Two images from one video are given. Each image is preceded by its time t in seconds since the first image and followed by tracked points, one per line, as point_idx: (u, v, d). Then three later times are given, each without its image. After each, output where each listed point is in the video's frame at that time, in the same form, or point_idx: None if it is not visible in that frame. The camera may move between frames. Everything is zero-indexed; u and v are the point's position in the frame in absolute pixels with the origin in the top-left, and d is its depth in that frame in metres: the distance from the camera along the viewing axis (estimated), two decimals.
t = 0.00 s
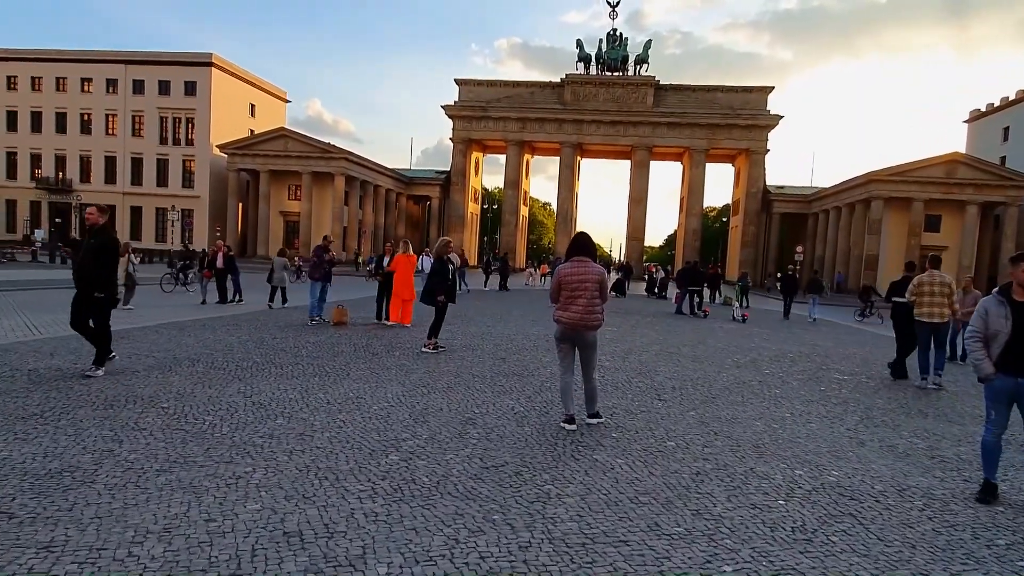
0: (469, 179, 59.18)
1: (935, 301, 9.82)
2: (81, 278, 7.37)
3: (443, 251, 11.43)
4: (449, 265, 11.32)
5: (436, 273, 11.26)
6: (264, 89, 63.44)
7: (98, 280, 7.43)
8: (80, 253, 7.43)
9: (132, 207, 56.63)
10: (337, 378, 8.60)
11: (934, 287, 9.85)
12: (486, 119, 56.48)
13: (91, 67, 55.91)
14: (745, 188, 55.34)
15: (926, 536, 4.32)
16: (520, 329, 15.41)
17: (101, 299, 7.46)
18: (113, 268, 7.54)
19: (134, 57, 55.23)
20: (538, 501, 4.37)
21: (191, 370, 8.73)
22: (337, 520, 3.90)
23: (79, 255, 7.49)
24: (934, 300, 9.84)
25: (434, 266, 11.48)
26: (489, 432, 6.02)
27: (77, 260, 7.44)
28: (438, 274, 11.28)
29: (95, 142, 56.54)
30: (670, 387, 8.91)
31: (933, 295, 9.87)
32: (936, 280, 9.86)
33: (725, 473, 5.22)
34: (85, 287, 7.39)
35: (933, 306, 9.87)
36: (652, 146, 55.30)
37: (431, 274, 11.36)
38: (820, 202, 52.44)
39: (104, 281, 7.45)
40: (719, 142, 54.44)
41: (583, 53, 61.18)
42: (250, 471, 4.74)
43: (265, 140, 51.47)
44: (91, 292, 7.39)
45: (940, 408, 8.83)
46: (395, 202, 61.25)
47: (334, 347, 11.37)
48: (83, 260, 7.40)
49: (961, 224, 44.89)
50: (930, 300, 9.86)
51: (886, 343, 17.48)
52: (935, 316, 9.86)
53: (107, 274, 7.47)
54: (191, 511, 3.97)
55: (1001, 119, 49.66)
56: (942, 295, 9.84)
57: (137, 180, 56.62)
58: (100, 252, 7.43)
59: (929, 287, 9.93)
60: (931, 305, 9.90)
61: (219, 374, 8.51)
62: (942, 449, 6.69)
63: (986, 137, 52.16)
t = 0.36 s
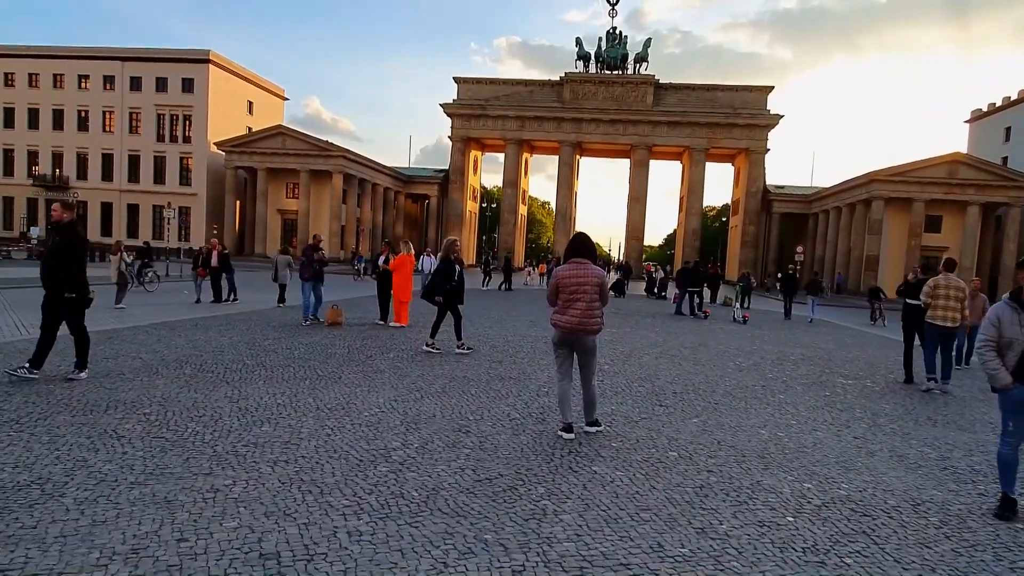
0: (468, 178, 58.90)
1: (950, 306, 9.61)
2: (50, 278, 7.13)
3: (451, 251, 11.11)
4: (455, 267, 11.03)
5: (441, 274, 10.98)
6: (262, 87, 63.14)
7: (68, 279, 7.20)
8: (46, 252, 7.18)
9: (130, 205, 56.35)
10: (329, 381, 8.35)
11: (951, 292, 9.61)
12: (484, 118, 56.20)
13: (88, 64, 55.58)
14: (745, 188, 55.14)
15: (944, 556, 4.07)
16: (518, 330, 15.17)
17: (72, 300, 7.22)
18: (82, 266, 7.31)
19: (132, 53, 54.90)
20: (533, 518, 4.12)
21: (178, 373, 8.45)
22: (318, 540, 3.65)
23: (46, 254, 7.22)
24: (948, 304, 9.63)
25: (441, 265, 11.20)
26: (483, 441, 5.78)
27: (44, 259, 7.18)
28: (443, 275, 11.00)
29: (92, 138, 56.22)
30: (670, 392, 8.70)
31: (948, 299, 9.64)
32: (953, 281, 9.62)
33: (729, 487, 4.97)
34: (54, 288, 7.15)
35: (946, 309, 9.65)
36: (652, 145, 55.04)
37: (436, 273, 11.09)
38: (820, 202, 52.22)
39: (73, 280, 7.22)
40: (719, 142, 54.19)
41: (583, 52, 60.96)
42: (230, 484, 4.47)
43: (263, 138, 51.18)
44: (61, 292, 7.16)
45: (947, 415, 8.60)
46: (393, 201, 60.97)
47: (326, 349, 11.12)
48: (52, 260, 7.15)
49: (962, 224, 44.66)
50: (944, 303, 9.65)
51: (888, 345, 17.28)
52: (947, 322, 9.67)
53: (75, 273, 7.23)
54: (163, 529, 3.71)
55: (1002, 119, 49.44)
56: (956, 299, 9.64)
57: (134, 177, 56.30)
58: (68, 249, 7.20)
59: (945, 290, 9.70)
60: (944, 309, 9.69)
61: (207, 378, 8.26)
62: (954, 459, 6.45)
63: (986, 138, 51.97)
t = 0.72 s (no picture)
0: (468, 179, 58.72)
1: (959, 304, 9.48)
2: (12, 278, 6.94)
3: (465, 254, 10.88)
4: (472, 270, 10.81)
5: (459, 277, 10.74)
6: (262, 89, 63.02)
7: (32, 279, 7.01)
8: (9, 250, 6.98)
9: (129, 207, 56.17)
10: (322, 385, 8.13)
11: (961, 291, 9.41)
12: (485, 119, 56.05)
13: (88, 66, 55.48)
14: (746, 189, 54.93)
15: (965, 572, 3.83)
16: (517, 331, 14.95)
17: (35, 299, 7.05)
18: (48, 266, 7.14)
19: (132, 55, 54.79)
20: (528, 532, 3.89)
21: (167, 377, 8.22)
22: (296, 559, 3.41)
23: (8, 253, 7.02)
24: (957, 304, 9.55)
25: (455, 268, 11.00)
26: (478, 448, 5.55)
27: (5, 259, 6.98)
28: (460, 278, 10.77)
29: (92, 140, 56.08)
30: (672, 395, 8.47)
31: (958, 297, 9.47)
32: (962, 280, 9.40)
33: (735, 496, 4.75)
34: (16, 288, 6.96)
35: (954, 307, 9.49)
36: (653, 146, 54.84)
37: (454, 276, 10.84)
38: (821, 202, 52.00)
39: (38, 280, 7.05)
40: (720, 142, 53.97)
41: (583, 53, 60.80)
42: (209, 496, 4.24)
43: (263, 140, 51.01)
44: (23, 292, 6.97)
45: (956, 418, 8.38)
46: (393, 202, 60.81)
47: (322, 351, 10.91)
48: (14, 259, 6.96)
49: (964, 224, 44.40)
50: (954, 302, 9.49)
51: (892, 347, 17.06)
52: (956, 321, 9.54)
53: (39, 273, 7.05)
54: (133, 546, 3.49)
55: (1003, 119, 49.22)
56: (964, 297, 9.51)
57: (134, 179, 56.13)
58: (30, 248, 7.00)
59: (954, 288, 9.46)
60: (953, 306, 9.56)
61: (196, 381, 8.03)
62: (968, 465, 6.23)
63: (988, 138, 51.76)
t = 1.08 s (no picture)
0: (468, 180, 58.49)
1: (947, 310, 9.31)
2: None
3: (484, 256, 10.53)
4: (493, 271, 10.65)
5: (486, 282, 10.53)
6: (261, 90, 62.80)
7: None
8: None
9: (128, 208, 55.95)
10: (311, 393, 7.87)
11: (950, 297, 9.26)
12: (485, 120, 55.80)
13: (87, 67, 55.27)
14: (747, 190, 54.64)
15: None
16: (516, 335, 14.69)
17: None
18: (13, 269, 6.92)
19: (131, 56, 54.58)
20: (518, 559, 3.63)
21: (151, 385, 7.94)
22: None
23: None
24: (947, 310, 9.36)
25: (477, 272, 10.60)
26: (469, 463, 5.29)
27: None
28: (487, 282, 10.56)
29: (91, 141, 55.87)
30: (674, 402, 8.20)
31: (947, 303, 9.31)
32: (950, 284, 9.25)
33: (740, 516, 4.48)
34: None
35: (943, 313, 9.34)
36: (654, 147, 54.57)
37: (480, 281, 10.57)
38: (823, 203, 51.70)
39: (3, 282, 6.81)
40: (722, 143, 53.68)
41: (584, 53, 60.52)
42: (180, 518, 3.98)
43: (262, 141, 50.77)
44: None
45: (968, 426, 8.10)
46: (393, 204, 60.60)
47: (315, 357, 10.64)
48: None
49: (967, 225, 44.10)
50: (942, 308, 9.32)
51: (896, 350, 16.77)
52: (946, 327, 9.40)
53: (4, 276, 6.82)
54: None
55: (1006, 119, 48.92)
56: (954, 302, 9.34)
57: (133, 180, 55.91)
58: None
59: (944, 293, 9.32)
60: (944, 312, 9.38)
61: (180, 390, 7.74)
62: (982, 478, 5.95)
63: (991, 139, 51.49)
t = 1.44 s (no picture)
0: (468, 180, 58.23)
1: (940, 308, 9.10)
2: None
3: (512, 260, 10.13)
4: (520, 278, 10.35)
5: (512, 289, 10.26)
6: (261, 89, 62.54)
7: None
8: None
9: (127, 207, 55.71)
10: (305, 397, 7.60)
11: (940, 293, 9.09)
12: (485, 120, 55.55)
13: (85, 66, 54.99)
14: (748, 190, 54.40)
15: None
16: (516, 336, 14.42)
17: None
18: None
19: (130, 55, 54.32)
20: None
21: (141, 388, 7.69)
22: None
23: None
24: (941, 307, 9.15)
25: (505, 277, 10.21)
26: (468, 471, 5.02)
27: None
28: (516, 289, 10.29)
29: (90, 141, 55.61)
30: (680, 407, 7.91)
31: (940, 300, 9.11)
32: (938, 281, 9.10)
33: (756, 530, 4.22)
34: None
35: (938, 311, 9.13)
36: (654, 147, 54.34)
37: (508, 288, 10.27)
38: (825, 204, 51.44)
39: None
40: (723, 143, 53.44)
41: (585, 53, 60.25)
42: (158, 533, 3.72)
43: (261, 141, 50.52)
44: None
45: (983, 432, 7.83)
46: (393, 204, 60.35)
47: (310, 359, 10.39)
48: None
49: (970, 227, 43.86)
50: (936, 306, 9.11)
51: (902, 352, 16.51)
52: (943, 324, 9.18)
53: None
54: None
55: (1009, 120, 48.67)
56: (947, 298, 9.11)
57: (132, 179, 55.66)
58: None
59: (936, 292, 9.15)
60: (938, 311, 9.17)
61: (169, 393, 7.48)
62: (1004, 488, 5.69)
63: (993, 140, 51.25)
